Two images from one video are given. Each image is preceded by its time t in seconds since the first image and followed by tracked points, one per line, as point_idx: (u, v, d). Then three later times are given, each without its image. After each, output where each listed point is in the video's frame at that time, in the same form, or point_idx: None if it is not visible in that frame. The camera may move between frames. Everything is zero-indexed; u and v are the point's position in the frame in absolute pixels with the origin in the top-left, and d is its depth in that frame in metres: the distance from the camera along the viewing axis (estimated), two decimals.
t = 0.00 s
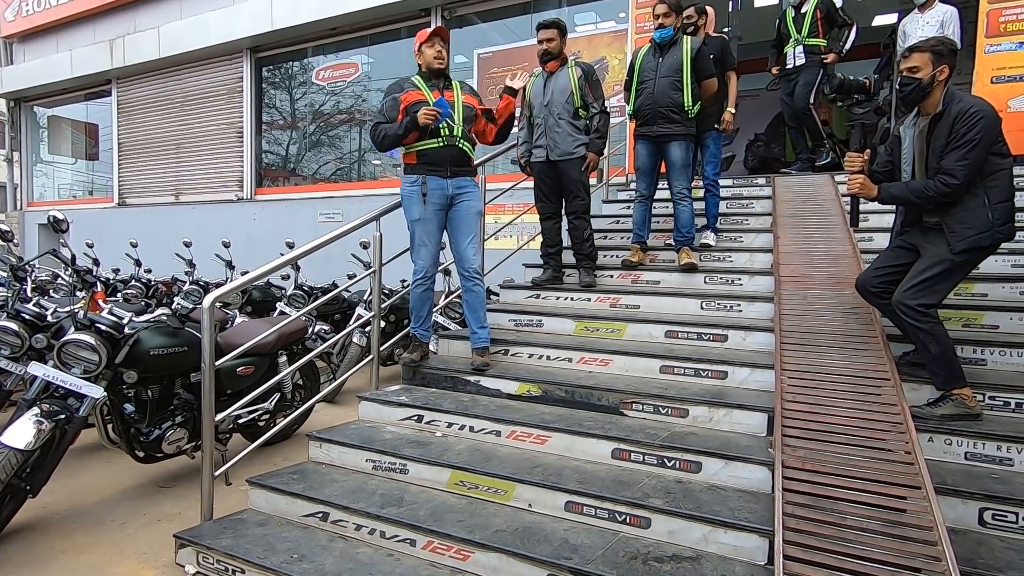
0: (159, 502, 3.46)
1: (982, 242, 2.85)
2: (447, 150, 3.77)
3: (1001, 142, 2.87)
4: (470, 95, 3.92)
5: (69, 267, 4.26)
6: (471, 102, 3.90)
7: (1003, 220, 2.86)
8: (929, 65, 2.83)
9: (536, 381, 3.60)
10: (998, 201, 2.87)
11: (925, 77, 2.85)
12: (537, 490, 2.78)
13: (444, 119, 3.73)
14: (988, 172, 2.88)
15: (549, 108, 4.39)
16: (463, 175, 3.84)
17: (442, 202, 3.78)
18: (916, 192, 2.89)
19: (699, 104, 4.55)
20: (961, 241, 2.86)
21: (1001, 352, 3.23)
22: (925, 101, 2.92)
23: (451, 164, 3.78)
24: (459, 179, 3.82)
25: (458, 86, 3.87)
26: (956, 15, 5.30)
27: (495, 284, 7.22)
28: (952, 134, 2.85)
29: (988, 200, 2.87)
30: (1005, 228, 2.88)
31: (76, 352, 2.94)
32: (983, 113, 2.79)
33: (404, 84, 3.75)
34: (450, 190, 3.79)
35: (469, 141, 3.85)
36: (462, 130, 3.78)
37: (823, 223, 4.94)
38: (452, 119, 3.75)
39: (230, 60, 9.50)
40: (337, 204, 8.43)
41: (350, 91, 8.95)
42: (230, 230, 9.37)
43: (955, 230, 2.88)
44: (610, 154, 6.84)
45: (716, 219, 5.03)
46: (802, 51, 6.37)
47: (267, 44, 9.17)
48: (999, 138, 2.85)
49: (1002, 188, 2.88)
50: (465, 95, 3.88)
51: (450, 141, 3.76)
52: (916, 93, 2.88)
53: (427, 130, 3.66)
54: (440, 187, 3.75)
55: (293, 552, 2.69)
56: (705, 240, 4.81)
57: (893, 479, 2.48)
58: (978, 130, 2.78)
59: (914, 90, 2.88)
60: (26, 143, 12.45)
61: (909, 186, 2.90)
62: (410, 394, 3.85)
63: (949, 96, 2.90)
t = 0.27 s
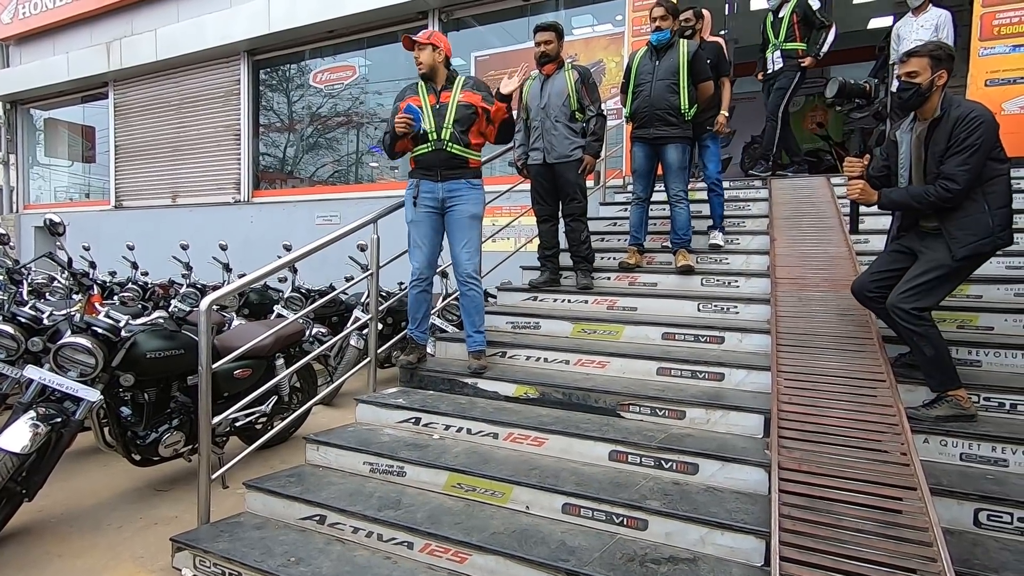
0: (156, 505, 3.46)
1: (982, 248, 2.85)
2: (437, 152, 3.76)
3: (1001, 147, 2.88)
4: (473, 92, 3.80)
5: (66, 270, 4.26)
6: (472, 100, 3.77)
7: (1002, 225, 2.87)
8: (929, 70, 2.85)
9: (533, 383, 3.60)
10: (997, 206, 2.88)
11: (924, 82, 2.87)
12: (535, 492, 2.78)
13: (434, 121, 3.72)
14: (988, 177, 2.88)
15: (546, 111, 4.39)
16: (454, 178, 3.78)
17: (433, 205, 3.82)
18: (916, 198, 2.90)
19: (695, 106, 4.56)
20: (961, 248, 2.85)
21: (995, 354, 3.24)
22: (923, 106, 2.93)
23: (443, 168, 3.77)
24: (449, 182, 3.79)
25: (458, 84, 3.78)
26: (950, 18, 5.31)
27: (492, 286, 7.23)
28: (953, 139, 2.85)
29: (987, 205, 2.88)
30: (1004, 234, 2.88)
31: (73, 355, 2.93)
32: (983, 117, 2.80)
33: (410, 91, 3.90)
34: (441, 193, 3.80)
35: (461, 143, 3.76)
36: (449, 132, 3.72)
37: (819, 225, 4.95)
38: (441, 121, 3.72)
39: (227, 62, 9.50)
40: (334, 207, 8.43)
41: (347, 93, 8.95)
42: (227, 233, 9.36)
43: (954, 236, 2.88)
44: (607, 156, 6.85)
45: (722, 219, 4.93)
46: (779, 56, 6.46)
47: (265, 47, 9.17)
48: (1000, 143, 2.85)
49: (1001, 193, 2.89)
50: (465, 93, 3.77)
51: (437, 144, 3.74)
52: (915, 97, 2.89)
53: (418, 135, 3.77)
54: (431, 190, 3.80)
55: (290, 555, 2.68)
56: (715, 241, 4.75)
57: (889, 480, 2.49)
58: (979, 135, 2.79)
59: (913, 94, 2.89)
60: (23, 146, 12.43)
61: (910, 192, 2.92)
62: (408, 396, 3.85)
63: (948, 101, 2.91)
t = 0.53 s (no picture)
0: (155, 506, 3.46)
1: (983, 253, 2.86)
2: (425, 154, 3.83)
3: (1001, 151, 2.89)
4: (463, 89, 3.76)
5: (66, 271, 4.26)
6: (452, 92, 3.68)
7: (1003, 230, 2.88)
8: (929, 73, 2.86)
9: (532, 383, 3.61)
10: (998, 210, 2.88)
11: (925, 85, 2.87)
12: (534, 492, 2.79)
13: (426, 123, 3.79)
14: (988, 182, 2.89)
15: (544, 112, 4.40)
16: (444, 179, 3.77)
17: (427, 206, 3.87)
18: (918, 202, 2.90)
19: (694, 108, 4.56)
20: (962, 252, 2.86)
21: (992, 354, 3.26)
22: (924, 110, 2.94)
23: (435, 169, 3.77)
24: (439, 183, 3.77)
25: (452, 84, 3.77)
26: (947, 20, 5.33)
27: (491, 287, 7.24)
28: (955, 142, 2.85)
29: (988, 209, 2.89)
30: (1004, 238, 2.89)
31: (72, 356, 2.94)
32: (985, 121, 2.81)
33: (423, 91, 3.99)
34: (433, 195, 3.82)
35: (447, 143, 3.75)
36: (434, 134, 3.75)
37: (817, 226, 4.97)
38: (428, 123, 3.78)
39: (226, 64, 9.51)
40: (333, 208, 8.44)
41: (346, 95, 8.96)
42: (226, 234, 9.36)
43: (955, 241, 2.88)
44: (606, 158, 6.86)
45: (739, 220, 4.79)
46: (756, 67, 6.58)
47: (264, 48, 9.18)
48: (1000, 147, 2.86)
49: (1002, 198, 2.89)
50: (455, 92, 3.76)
51: (426, 145, 3.80)
52: (916, 101, 2.89)
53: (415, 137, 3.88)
54: (424, 192, 3.85)
55: (290, 556, 2.69)
56: (733, 244, 4.64)
57: (886, 480, 2.50)
58: (981, 139, 2.79)
59: (914, 97, 2.89)
60: (21, 147, 12.42)
61: (911, 196, 2.92)
62: (407, 397, 3.86)
63: (948, 105, 2.93)
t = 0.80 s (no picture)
0: (160, 504, 3.48)
1: (989, 255, 2.86)
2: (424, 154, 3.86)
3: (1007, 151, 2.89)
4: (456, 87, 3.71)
5: (71, 270, 4.29)
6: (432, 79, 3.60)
7: (1010, 231, 2.88)
8: (932, 73, 2.85)
9: (535, 383, 3.62)
10: (1006, 212, 2.88)
11: (929, 85, 2.86)
12: (537, 490, 2.80)
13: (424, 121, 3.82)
14: (995, 183, 2.89)
15: (546, 111, 4.41)
16: (440, 179, 3.77)
17: (427, 206, 3.89)
18: (926, 204, 2.89)
19: (696, 107, 4.57)
20: (971, 255, 2.86)
21: (995, 353, 3.26)
22: (927, 110, 2.93)
23: (432, 169, 3.79)
24: (437, 183, 3.78)
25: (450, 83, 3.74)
26: (950, 19, 5.33)
27: (494, 287, 7.26)
28: (961, 142, 2.85)
29: (996, 210, 2.88)
30: (1010, 239, 2.90)
31: (79, 355, 2.96)
32: (991, 121, 2.82)
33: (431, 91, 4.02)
34: (431, 195, 3.83)
35: (441, 142, 3.76)
36: (430, 134, 3.78)
37: (820, 226, 4.97)
38: (426, 123, 3.81)
39: (230, 64, 9.53)
40: (336, 208, 8.46)
41: (349, 95, 8.97)
42: (230, 234, 9.39)
43: (963, 242, 2.88)
44: (609, 157, 6.86)
45: (746, 220, 4.82)
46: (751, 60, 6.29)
47: (267, 49, 9.20)
48: (1007, 147, 2.86)
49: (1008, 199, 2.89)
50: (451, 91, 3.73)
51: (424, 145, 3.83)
52: (920, 101, 2.89)
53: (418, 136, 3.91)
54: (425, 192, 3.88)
55: (294, 553, 2.70)
56: (736, 244, 4.63)
57: (888, 479, 2.50)
58: (988, 139, 2.80)
59: (918, 98, 2.89)
60: (26, 148, 12.47)
61: (919, 197, 2.91)
62: (410, 396, 3.87)
63: (953, 105, 2.92)
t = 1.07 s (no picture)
0: (168, 502, 3.51)
1: (1001, 256, 2.86)
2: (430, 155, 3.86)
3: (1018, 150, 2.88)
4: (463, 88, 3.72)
5: (81, 270, 4.32)
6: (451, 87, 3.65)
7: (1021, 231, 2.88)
8: (941, 72, 2.85)
9: (540, 382, 3.63)
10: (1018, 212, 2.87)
11: (938, 83, 2.86)
12: (542, 489, 2.81)
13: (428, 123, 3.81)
14: (1006, 182, 2.88)
15: (551, 111, 4.42)
16: (448, 179, 3.79)
17: (433, 206, 3.89)
18: (937, 204, 2.88)
19: (701, 106, 4.57)
20: (983, 257, 2.85)
21: (1002, 353, 3.25)
22: (936, 110, 2.93)
23: (440, 169, 3.80)
24: (444, 183, 3.80)
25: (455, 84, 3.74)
26: (958, 16, 5.31)
27: (499, 287, 7.28)
28: (972, 142, 2.85)
29: (1007, 210, 2.87)
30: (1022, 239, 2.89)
31: (89, 354, 2.99)
32: (1002, 120, 2.81)
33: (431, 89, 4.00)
34: (437, 195, 3.84)
35: (449, 143, 3.76)
36: (437, 135, 3.78)
37: (825, 225, 4.97)
38: (431, 125, 3.80)
39: (236, 65, 9.58)
40: (342, 208, 8.50)
41: (354, 95, 9.01)
42: (236, 234, 9.44)
43: (974, 243, 2.88)
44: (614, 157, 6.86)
45: (754, 220, 4.80)
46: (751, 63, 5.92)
47: (273, 49, 9.24)
48: (1017, 145, 2.86)
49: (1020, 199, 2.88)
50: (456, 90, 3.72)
51: (430, 146, 3.82)
52: (929, 100, 2.88)
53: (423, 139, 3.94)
54: (431, 192, 3.88)
55: (301, 551, 2.73)
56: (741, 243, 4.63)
57: (893, 478, 2.50)
58: (999, 138, 2.79)
59: (927, 97, 2.88)
60: (36, 149, 12.56)
61: (930, 198, 2.90)
62: (416, 395, 3.89)
63: (961, 105, 2.93)
